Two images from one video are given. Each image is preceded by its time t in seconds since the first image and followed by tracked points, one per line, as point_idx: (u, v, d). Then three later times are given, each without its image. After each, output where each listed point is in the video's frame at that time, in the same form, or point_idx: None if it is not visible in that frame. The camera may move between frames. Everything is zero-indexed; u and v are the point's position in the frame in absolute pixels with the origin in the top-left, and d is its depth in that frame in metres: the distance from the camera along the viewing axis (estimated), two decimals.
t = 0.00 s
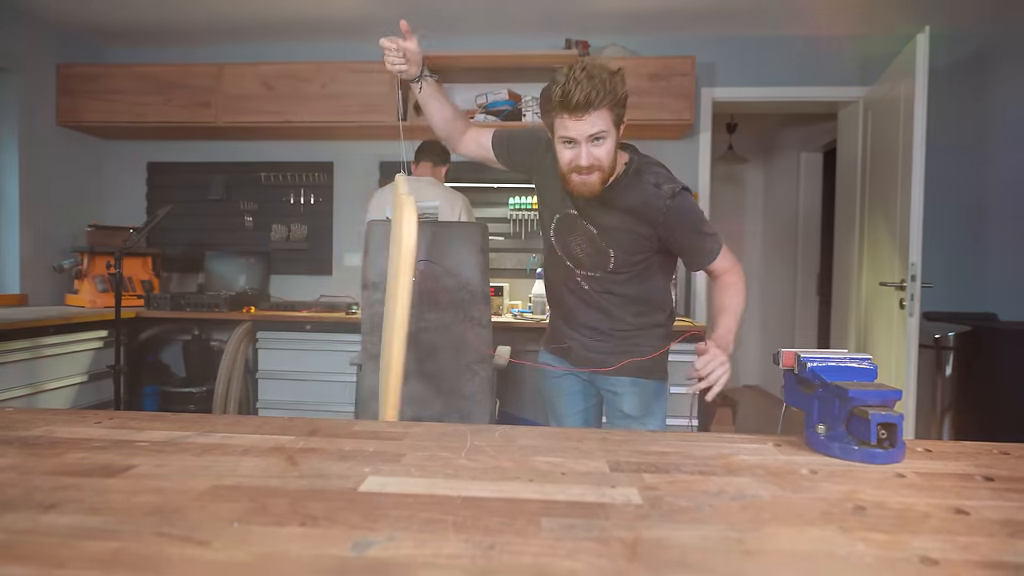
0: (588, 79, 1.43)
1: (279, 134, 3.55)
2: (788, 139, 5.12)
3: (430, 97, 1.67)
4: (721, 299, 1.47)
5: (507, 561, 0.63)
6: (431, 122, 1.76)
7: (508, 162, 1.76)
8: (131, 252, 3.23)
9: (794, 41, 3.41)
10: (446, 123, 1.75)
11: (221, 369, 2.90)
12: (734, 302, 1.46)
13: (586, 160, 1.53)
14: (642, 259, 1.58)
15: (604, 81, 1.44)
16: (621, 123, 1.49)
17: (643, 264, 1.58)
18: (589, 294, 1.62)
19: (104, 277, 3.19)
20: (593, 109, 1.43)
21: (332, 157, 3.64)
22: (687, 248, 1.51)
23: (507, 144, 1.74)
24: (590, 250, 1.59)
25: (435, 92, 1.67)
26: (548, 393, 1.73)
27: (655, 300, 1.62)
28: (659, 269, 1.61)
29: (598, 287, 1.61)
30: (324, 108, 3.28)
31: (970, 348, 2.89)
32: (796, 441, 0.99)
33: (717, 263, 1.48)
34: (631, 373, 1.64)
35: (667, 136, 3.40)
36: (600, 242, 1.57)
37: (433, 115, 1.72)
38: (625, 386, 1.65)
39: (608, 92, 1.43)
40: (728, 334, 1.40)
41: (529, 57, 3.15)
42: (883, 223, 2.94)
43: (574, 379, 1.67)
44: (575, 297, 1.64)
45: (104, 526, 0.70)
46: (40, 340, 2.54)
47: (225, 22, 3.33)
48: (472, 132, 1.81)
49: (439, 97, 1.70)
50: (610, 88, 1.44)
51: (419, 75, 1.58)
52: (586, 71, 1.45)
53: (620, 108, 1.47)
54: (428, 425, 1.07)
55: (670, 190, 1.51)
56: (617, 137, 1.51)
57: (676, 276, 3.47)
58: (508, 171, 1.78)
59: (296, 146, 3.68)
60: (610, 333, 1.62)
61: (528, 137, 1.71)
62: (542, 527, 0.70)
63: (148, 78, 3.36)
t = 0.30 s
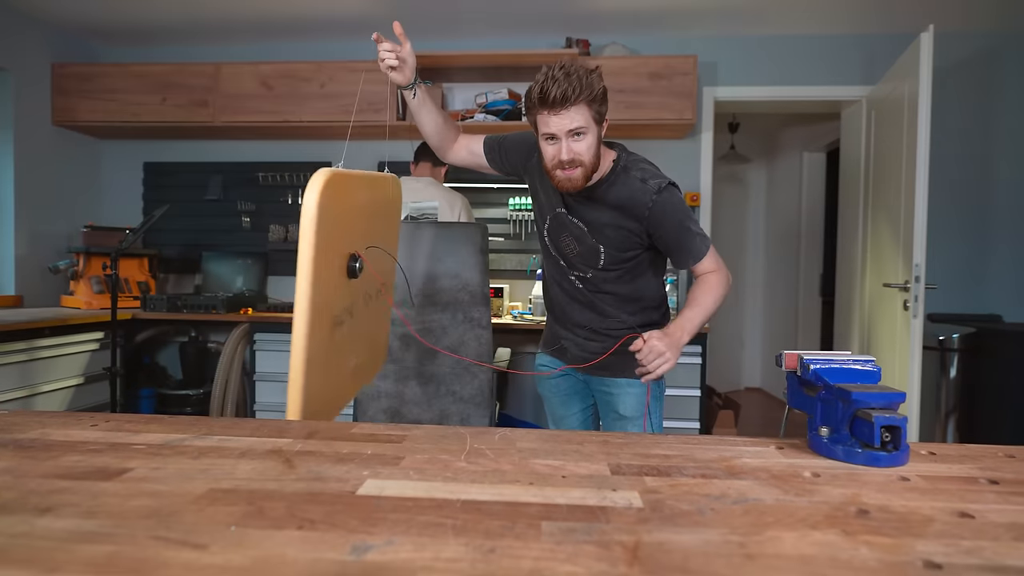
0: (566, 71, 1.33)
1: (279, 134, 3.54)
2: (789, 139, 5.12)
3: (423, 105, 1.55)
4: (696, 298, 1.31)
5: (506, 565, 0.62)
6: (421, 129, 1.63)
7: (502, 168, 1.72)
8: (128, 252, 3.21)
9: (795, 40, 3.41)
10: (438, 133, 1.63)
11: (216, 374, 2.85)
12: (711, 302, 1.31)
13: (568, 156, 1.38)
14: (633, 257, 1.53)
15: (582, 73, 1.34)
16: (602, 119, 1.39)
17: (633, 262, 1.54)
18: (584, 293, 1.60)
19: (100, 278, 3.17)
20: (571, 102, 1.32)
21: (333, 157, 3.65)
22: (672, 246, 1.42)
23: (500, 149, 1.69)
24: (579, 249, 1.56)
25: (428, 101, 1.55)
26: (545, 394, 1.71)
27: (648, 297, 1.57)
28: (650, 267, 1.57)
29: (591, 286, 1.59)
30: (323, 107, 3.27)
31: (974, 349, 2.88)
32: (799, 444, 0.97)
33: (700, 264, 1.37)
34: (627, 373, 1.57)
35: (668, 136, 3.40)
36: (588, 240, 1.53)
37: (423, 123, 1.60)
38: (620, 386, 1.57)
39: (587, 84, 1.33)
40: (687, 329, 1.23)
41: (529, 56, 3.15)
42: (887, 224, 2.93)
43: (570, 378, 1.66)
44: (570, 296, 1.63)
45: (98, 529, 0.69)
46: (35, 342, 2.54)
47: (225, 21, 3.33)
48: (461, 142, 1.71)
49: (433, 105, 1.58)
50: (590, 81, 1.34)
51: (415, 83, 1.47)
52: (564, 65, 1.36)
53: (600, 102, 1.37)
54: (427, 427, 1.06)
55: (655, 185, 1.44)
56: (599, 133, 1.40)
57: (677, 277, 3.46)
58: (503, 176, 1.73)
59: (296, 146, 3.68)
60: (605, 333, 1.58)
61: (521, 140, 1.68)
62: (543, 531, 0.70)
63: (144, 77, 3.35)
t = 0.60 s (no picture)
0: (553, 74, 1.34)
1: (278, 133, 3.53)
2: (792, 139, 5.11)
3: (422, 100, 1.55)
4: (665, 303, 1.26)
5: (506, 570, 0.61)
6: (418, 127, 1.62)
7: (505, 166, 1.72)
8: (123, 253, 3.21)
9: (796, 39, 3.40)
10: (436, 129, 1.62)
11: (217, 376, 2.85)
12: (677, 310, 1.24)
13: (548, 156, 1.40)
14: (630, 257, 1.51)
15: (570, 76, 1.34)
16: (592, 123, 1.38)
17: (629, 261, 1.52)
18: (583, 291, 1.60)
19: (96, 279, 3.16)
20: (552, 104, 1.33)
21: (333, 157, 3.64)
22: (664, 247, 1.37)
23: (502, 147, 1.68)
24: (577, 247, 1.55)
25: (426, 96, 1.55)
26: (541, 398, 1.71)
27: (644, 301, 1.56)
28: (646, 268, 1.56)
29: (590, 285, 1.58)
30: (322, 107, 3.26)
31: (978, 351, 2.87)
32: (802, 447, 0.97)
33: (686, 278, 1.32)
34: (624, 374, 1.55)
35: (670, 135, 3.40)
36: (586, 238, 1.53)
37: (422, 120, 1.60)
38: (617, 388, 1.56)
39: (572, 88, 1.32)
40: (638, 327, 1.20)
41: (530, 56, 3.14)
42: (891, 225, 2.92)
43: (567, 380, 1.65)
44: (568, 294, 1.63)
45: (94, 533, 0.68)
46: (30, 344, 2.52)
47: (224, 20, 3.32)
48: (458, 140, 1.70)
49: (431, 101, 1.58)
50: (578, 84, 1.33)
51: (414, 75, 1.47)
52: (555, 67, 1.36)
53: (589, 106, 1.36)
54: (427, 429, 1.05)
55: (654, 183, 1.41)
56: (588, 137, 1.38)
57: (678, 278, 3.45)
58: (505, 174, 1.73)
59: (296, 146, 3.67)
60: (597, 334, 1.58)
61: (524, 138, 1.67)
62: (543, 534, 0.69)
63: (140, 76, 3.34)
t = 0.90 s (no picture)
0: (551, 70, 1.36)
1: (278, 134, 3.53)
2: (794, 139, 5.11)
3: (428, 86, 1.55)
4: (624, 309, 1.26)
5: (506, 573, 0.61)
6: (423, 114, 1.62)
7: (508, 159, 1.71)
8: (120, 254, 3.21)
9: (796, 39, 3.40)
10: (441, 117, 1.62)
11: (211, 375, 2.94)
12: (632, 317, 1.23)
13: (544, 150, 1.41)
14: (625, 256, 1.50)
15: (568, 71, 1.35)
16: (590, 120, 1.38)
17: (626, 261, 1.51)
18: (580, 289, 1.58)
19: (92, 279, 3.15)
20: (548, 98, 1.35)
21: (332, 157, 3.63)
22: (646, 247, 1.38)
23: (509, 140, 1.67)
24: (576, 243, 1.54)
25: (432, 82, 1.55)
26: (541, 400, 1.71)
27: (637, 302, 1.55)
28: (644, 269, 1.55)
29: (587, 283, 1.57)
30: (321, 106, 3.26)
31: (983, 353, 2.86)
32: (805, 450, 0.96)
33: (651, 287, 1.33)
34: (621, 376, 1.53)
35: (672, 135, 3.39)
36: (586, 234, 1.51)
37: (426, 106, 1.59)
38: (615, 390, 1.54)
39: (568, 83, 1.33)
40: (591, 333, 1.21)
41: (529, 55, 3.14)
42: (894, 226, 2.92)
43: (564, 382, 1.65)
44: (565, 291, 1.61)
45: (90, 537, 0.68)
46: (26, 346, 2.52)
47: (223, 19, 3.32)
48: (462, 130, 1.70)
49: (437, 89, 1.58)
50: (575, 80, 1.34)
51: (421, 59, 1.48)
52: (558, 63, 1.38)
53: (587, 102, 1.35)
54: (426, 432, 1.04)
55: (656, 181, 1.42)
56: (583, 133, 1.38)
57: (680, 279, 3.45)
58: (508, 167, 1.72)
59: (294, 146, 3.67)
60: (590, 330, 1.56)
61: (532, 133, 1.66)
62: (543, 538, 0.68)
63: (138, 76, 3.34)
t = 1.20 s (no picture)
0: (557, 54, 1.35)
1: (277, 133, 3.52)
2: (798, 138, 5.10)
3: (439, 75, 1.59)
4: (599, 328, 1.25)
5: None
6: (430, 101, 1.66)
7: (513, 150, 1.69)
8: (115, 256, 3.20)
9: (797, 37, 3.40)
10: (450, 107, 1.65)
11: (207, 379, 2.99)
12: (608, 340, 1.22)
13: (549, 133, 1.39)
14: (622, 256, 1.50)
15: (573, 57, 1.34)
16: (594, 106, 1.37)
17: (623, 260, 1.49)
18: (579, 287, 1.55)
19: (87, 281, 3.15)
20: (556, 81, 1.33)
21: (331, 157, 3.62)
22: (637, 245, 1.36)
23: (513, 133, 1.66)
24: (576, 238, 1.52)
25: (442, 71, 1.59)
26: (538, 405, 1.67)
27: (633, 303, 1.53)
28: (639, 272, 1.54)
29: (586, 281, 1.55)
30: (319, 105, 3.25)
31: (990, 357, 2.83)
32: (808, 453, 0.95)
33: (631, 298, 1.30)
34: (621, 379, 1.52)
35: (674, 135, 3.38)
36: (587, 229, 1.50)
37: (435, 95, 1.62)
38: (614, 394, 1.53)
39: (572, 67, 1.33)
40: (569, 362, 1.20)
41: (530, 54, 3.13)
42: (899, 226, 2.91)
43: (563, 386, 1.62)
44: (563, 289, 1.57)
45: (85, 541, 0.67)
46: (21, 348, 2.50)
47: (222, 17, 3.31)
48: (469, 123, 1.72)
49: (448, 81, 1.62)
50: (580, 65, 1.33)
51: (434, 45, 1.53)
52: (563, 49, 1.37)
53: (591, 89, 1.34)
54: (425, 435, 1.04)
55: (657, 182, 1.42)
56: (588, 120, 1.36)
57: (682, 281, 3.44)
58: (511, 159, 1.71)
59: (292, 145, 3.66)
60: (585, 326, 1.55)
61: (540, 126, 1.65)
62: (543, 542, 0.67)
63: (135, 74, 3.34)
